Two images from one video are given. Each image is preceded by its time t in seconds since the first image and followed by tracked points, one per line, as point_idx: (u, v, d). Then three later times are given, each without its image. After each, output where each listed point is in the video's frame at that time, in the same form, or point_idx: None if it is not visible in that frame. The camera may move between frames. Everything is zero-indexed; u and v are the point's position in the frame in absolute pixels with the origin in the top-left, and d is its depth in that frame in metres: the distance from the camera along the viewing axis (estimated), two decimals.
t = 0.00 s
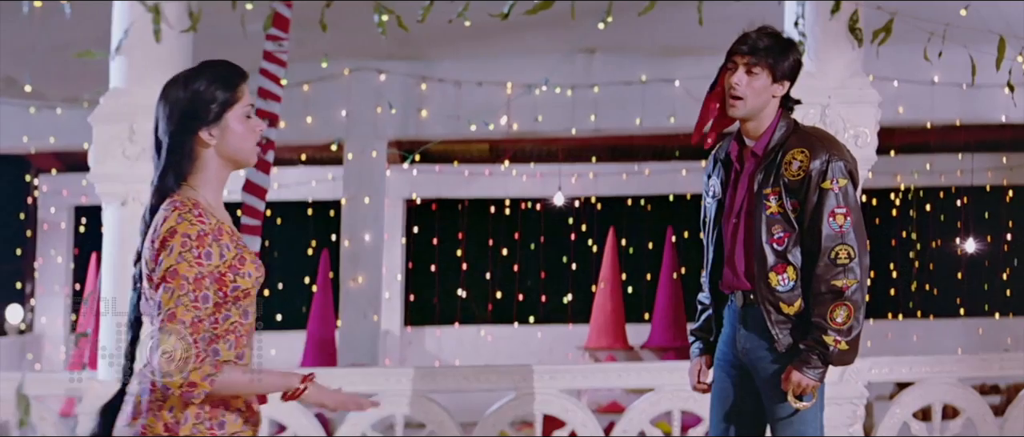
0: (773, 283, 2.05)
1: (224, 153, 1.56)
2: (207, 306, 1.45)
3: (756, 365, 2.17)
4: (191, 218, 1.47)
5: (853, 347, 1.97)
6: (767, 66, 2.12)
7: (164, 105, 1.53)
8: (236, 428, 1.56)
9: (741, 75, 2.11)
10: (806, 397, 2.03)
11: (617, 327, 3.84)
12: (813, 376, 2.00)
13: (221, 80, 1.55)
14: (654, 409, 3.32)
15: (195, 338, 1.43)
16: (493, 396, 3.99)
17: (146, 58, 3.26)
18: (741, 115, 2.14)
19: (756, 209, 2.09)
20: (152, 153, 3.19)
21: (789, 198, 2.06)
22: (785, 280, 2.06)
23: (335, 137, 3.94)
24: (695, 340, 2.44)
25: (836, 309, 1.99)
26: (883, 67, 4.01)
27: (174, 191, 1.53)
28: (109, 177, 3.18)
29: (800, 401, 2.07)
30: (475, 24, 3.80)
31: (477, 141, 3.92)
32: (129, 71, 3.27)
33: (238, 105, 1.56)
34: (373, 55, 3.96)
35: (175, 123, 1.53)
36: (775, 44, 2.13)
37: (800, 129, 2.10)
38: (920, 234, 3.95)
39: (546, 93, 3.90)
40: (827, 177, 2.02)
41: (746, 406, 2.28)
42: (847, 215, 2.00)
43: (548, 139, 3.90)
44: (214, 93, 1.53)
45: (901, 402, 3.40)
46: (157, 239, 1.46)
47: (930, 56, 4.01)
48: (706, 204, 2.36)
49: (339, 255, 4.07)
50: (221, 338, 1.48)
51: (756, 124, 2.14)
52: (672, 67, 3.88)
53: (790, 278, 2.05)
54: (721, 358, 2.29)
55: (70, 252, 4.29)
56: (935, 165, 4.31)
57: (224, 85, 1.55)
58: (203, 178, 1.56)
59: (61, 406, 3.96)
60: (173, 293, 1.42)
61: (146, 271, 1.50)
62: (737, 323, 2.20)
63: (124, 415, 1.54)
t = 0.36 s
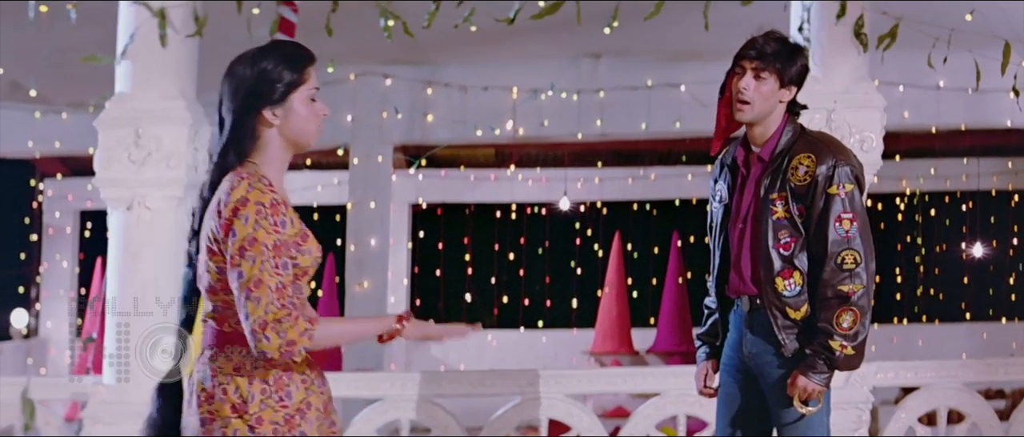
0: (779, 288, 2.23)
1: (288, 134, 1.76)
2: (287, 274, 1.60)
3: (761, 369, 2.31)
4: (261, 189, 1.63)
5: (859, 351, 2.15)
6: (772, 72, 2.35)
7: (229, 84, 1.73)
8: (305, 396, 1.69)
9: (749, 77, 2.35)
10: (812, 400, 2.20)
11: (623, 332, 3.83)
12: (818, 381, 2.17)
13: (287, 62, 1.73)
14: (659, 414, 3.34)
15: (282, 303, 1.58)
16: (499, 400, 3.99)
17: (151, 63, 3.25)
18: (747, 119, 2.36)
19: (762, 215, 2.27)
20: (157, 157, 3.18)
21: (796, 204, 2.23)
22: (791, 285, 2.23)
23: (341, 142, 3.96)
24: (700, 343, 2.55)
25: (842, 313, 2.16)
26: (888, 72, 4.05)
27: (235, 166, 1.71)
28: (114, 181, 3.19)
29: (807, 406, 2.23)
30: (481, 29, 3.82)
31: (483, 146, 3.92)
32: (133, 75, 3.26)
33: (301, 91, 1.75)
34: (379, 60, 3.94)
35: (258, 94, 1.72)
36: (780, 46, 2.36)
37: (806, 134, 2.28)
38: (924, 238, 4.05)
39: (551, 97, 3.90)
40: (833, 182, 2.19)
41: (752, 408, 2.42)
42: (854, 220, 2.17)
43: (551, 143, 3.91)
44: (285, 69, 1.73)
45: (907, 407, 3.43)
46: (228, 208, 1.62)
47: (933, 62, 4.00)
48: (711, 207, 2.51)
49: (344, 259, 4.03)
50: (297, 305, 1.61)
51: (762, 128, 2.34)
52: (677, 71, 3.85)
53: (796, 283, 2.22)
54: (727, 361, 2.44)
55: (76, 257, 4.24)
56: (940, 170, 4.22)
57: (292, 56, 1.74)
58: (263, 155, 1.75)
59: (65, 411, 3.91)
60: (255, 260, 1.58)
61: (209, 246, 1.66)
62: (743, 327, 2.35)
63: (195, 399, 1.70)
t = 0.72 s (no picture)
0: (789, 291, 2.13)
1: (348, 144, 1.57)
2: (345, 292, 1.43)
3: (773, 370, 2.20)
4: (319, 206, 1.46)
5: (870, 355, 2.04)
6: (782, 75, 2.20)
7: (286, 93, 1.54)
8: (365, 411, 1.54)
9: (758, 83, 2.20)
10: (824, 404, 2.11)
11: (631, 335, 3.83)
12: (829, 385, 2.08)
13: (347, 68, 1.53)
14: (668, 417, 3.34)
15: (340, 323, 1.41)
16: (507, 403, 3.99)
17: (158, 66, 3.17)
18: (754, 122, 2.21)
19: (771, 219, 2.16)
20: (164, 159, 3.09)
21: (805, 206, 2.13)
22: (801, 289, 2.13)
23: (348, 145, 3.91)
24: (707, 347, 2.48)
25: (852, 317, 2.06)
26: (896, 75, 4.02)
27: (294, 177, 1.53)
28: (121, 184, 3.11)
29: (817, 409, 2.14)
30: (490, 33, 3.74)
31: (491, 149, 3.91)
32: (141, 78, 3.19)
33: (359, 99, 1.55)
34: (385, 63, 3.90)
35: (314, 100, 1.52)
36: (788, 50, 2.20)
37: (813, 137, 2.16)
38: (930, 242, 4.10)
39: (559, 101, 3.90)
40: (843, 185, 2.08)
41: (761, 413, 2.33)
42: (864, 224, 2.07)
43: (559, 147, 3.90)
44: (342, 75, 1.53)
45: (915, 409, 3.39)
46: (286, 224, 1.46)
47: (941, 65, 4.01)
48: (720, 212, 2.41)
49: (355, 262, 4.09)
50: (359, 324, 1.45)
51: (771, 130, 2.21)
52: (685, 74, 3.84)
53: (806, 286, 2.12)
54: (736, 363, 2.34)
55: (84, 260, 4.32)
56: (947, 173, 4.18)
57: (349, 58, 1.54)
58: (324, 165, 1.56)
59: (74, 414, 3.95)
60: (312, 279, 1.41)
61: (270, 257, 1.50)
62: (752, 330, 2.25)
63: (246, 396, 1.52)
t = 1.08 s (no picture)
0: (796, 295, 2.26)
1: (407, 134, 1.84)
2: (412, 268, 1.68)
3: (779, 374, 2.32)
4: (381, 187, 1.71)
5: (877, 358, 2.15)
6: (792, 79, 2.36)
7: (350, 88, 1.82)
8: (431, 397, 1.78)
9: (767, 87, 2.36)
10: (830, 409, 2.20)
11: (638, 340, 3.83)
12: (835, 387, 2.18)
13: (409, 65, 1.80)
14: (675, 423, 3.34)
15: (411, 296, 1.64)
16: (514, 408, 3.98)
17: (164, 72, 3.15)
18: (762, 127, 2.36)
19: (779, 224, 2.29)
20: (171, 165, 3.09)
21: (813, 210, 2.25)
22: (808, 293, 2.25)
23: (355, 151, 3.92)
24: (713, 352, 2.55)
25: (859, 321, 2.17)
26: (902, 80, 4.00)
27: (353, 167, 1.78)
28: (127, 190, 3.10)
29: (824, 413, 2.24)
30: (496, 37, 3.75)
31: (497, 155, 3.87)
32: (148, 84, 3.18)
33: (420, 92, 1.82)
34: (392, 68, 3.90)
35: (381, 95, 1.80)
36: (797, 57, 2.37)
37: (821, 142, 2.29)
38: (936, 247, 4.11)
39: (566, 106, 3.89)
40: (851, 189, 2.21)
41: (767, 416, 2.43)
42: (871, 227, 2.19)
43: (564, 152, 3.89)
44: (408, 72, 1.80)
45: (922, 415, 3.41)
46: (351, 212, 1.69)
47: (948, 70, 3.97)
48: (725, 214, 2.51)
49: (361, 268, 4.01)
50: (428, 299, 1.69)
51: (779, 137, 2.35)
52: (691, 79, 3.84)
53: (813, 291, 2.25)
54: (742, 368, 2.44)
55: (91, 265, 4.24)
56: (954, 178, 4.17)
57: (412, 55, 1.81)
58: (383, 155, 1.83)
59: (81, 419, 3.96)
60: (381, 257, 1.64)
61: (330, 248, 1.75)
62: (758, 335, 2.36)
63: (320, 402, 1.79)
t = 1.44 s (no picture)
0: (803, 299, 2.21)
1: (459, 152, 1.77)
2: (444, 309, 1.58)
3: (786, 379, 2.27)
4: (420, 223, 1.62)
5: (884, 362, 2.12)
6: (801, 83, 2.33)
7: (399, 101, 1.76)
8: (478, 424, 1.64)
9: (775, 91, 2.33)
10: (840, 415, 2.15)
11: (645, 345, 3.83)
12: (844, 392, 2.13)
13: (459, 78, 1.75)
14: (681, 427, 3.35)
15: (436, 343, 1.56)
16: (519, 413, 3.96)
17: (170, 76, 3.14)
18: (770, 129, 2.34)
19: (785, 226, 2.27)
20: (177, 168, 3.07)
21: (820, 214, 2.23)
22: (814, 296, 2.21)
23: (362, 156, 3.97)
24: (718, 355, 2.49)
25: (867, 324, 2.14)
26: (909, 84, 3.99)
27: (404, 181, 1.72)
28: (133, 194, 3.09)
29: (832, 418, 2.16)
30: (502, 41, 3.71)
31: (503, 159, 3.87)
32: (154, 87, 3.17)
33: (470, 107, 1.76)
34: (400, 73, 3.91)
35: (433, 109, 1.73)
36: (805, 62, 2.33)
37: (827, 145, 2.27)
38: (943, 251, 4.11)
39: (573, 110, 3.90)
40: (857, 192, 2.18)
41: (772, 420, 2.36)
42: (880, 230, 2.16)
43: (570, 156, 3.90)
44: (459, 87, 1.74)
45: (928, 418, 3.40)
46: (387, 243, 1.62)
47: (954, 73, 3.99)
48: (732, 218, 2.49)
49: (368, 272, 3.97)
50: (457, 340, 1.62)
51: (785, 138, 2.32)
52: (698, 82, 3.86)
53: (820, 295, 2.21)
54: (748, 373, 2.38)
55: (96, 269, 4.27)
56: (960, 182, 4.14)
57: (463, 69, 1.76)
58: (431, 173, 1.75)
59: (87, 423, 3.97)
60: (411, 298, 1.57)
61: (371, 272, 1.68)
62: (765, 339, 2.31)
63: (341, 407, 1.70)
